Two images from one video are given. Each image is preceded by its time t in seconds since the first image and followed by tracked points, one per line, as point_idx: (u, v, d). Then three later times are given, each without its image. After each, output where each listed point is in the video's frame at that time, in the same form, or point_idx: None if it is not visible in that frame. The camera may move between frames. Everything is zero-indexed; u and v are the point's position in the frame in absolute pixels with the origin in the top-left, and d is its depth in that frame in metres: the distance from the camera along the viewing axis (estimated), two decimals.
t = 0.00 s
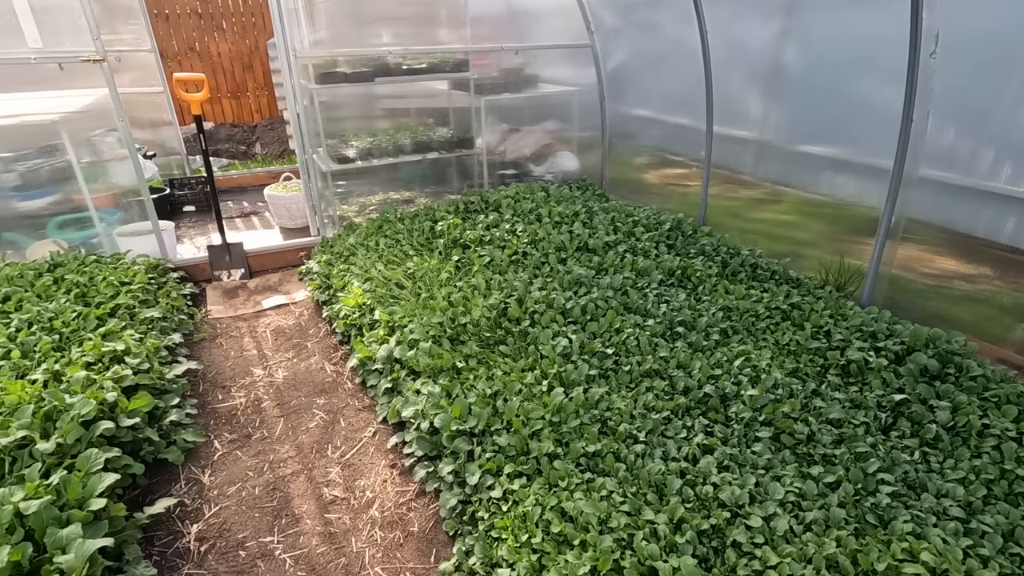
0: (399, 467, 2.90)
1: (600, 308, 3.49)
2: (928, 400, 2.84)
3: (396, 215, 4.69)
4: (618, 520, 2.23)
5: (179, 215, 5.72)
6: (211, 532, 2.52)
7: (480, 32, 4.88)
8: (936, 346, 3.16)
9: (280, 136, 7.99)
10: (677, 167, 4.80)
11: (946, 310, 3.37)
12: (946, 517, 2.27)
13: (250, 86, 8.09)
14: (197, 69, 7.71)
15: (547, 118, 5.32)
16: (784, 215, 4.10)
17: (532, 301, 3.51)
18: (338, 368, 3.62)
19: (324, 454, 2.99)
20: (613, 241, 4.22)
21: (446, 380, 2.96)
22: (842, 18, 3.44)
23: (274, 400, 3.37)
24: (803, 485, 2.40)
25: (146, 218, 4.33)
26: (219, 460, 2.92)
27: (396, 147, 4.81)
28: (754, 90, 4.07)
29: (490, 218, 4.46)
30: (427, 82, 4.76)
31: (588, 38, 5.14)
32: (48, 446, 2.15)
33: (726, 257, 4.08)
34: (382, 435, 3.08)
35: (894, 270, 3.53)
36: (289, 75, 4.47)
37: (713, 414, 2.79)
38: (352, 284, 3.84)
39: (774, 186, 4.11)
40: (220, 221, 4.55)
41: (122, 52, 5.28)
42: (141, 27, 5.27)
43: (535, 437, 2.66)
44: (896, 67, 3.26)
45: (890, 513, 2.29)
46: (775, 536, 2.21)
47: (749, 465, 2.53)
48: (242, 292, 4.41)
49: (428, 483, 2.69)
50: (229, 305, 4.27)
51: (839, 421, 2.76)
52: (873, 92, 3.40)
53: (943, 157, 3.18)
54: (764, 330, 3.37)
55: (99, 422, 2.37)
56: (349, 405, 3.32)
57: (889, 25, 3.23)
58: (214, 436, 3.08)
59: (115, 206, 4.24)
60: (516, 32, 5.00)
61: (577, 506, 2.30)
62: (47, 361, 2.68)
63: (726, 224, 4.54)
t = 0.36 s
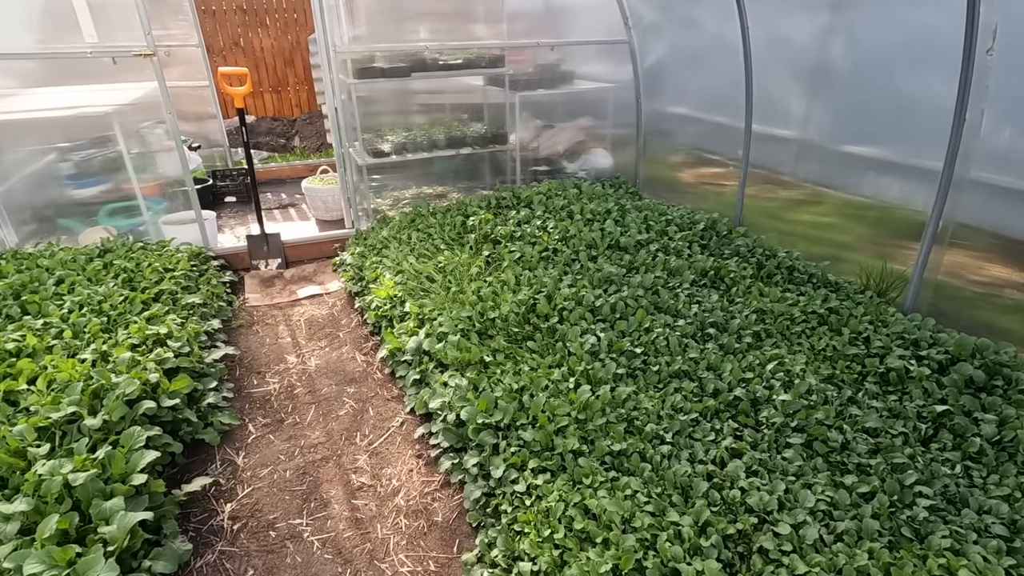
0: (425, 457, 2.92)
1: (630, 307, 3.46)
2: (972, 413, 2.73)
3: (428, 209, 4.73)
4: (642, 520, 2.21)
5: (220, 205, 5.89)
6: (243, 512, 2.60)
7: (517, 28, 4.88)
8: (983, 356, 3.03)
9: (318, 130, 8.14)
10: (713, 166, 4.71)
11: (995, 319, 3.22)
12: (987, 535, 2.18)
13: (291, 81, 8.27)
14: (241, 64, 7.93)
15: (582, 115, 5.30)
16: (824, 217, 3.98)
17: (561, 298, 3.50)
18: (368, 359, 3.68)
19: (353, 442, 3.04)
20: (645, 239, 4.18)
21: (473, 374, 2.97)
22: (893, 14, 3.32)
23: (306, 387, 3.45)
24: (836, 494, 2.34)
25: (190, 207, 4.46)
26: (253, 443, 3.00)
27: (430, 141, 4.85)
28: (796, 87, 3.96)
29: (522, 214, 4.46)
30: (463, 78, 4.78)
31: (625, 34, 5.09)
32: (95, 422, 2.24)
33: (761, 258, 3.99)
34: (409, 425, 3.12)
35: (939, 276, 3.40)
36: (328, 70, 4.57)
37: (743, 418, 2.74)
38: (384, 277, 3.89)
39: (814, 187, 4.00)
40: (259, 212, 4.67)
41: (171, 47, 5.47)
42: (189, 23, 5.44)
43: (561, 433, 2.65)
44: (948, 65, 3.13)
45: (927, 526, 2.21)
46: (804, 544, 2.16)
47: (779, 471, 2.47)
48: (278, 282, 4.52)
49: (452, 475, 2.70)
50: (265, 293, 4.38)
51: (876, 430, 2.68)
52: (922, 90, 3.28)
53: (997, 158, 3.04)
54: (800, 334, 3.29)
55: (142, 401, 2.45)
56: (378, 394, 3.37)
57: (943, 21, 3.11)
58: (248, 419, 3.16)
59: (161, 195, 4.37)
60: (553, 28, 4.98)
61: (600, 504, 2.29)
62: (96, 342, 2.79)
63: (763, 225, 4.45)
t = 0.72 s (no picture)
0: (446, 450, 2.95)
1: (654, 306, 3.43)
2: (1009, 424, 2.64)
3: (454, 206, 4.77)
4: (661, 521, 2.20)
5: (253, 199, 6.02)
6: (269, 497, 2.67)
7: (547, 25, 4.86)
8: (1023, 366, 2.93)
9: (349, 126, 8.25)
10: (744, 166, 4.64)
11: None
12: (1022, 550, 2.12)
13: (323, 78, 8.40)
14: (275, 60, 8.08)
15: (610, 113, 5.27)
16: (859, 219, 3.89)
17: (585, 296, 3.49)
18: (392, 351, 3.72)
19: (376, 432, 3.08)
20: (672, 239, 4.14)
21: (495, 369, 2.99)
22: (935, 11, 3.22)
23: (332, 377, 3.51)
24: (862, 502, 2.29)
25: (224, 200, 4.56)
26: (280, 430, 3.07)
27: (457, 138, 4.88)
28: (833, 86, 3.87)
29: (547, 211, 4.46)
30: (491, 75, 4.80)
31: (656, 32, 5.05)
32: (130, 405, 2.31)
33: (791, 260, 3.92)
34: (431, 418, 3.15)
35: (978, 282, 3.29)
36: (360, 66, 4.66)
37: (768, 421, 2.70)
38: (409, 271, 3.93)
39: (848, 188, 3.91)
40: (290, 206, 4.76)
41: (208, 43, 5.60)
42: (226, 20, 5.56)
43: (581, 431, 2.64)
44: (993, 64, 3.03)
45: (959, 539, 2.15)
46: (828, 551, 2.12)
47: (804, 476, 2.43)
48: (306, 274, 4.61)
49: (472, 468, 2.72)
50: (294, 285, 4.47)
51: (907, 439, 2.61)
52: (965, 90, 3.18)
53: None
54: (829, 338, 3.22)
55: (175, 386, 2.53)
56: (402, 387, 3.41)
57: (989, 18, 3.01)
58: (275, 407, 3.24)
59: (196, 188, 4.47)
60: (583, 26, 4.96)
61: (620, 503, 2.28)
62: (133, 328, 2.88)
63: (793, 226, 4.37)
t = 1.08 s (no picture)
0: (455, 448, 2.96)
1: (666, 307, 3.42)
2: None
3: (468, 204, 4.79)
4: (669, 523, 2.18)
5: (270, 196, 6.10)
6: (281, 490, 2.70)
7: (563, 25, 4.86)
8: None
9: (365, 125, 8.31)
10: (761, 167, 4.60)
11: None
12: None
13: (340, 77, 8.47)
14: (294, 59, 8.17)
15: (625, 113, 5.25)
16: (877, 221, 3.83)
17: (596, 296, 3.48)
18: (404, 349, 3.74)
19: (386, 429, 3.10)
20: (685, 240, 4.12)
21: (505, 367, 2.99)
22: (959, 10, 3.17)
23: (344, 373, 3.54)
24: (875, 508, 2.26)
25: (241, 197, 4.62)
26: (292, 425, 3.11)
27: (471, 137, 4.90)
28: (852, 87, 3.82)
29: (560, 211, 4.46)
30: (507, 74, 4.81)
31: (673, 31, 5.02)
32: (147, 396, 2.36)
33: (807, 263, 3.88)
34: (441, 415, 3.16)
35: (999, 287, 3.23)
36: (376, 66, 4.66)
37: (780, 425, 2.67)
38: (422, 269, 3.96)
39: (867, 190, 3.85)
40: (306, 203, 4.81)
41: (228, 42, 5.68)
42: (246, 20, 5.63)
43: (590, 431, 2.64)
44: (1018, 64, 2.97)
45: (974, 548, 2.11)
46: (839, 557, 2.10)
47: (816, 481, 2.40)
48: (321, 271, 4.66)
49: (481, 466, 2.74)
50: (309, 282, 4.52)
51: (923, 445, 2.57)
52: (989, 91, 3.12)
53: None
54: (844, 342, 3.18)
55: (191, 379, 2.57)
56: (413, 384, 3.43)
57: (1015, 17, 2.95)
58: (288, 402, 3.28)
59: (215, 184, 4.54)
60: (599, 26, 4.95)
61: (628, 504, 2.27)
62: (151, 321, 2.94)
63: (810, 228, 4.32)
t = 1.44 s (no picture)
0: (462, 446, 2.98)
1: (674, 308, 3.40)
2: None
3: (477, 204, 4.80)
4: (674, 524, 2.18)
5: (281, 194, 6.15)
6: (289, 485, 2.74)
7: (574, 24, 4.85)
8: None
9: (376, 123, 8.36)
10: (772, 168, 4.56)
11: None
12: None
13: (352, 75, 8.51)
14: (307, 58, 8.24)
15: (635, 113, 5.24)
16: (891, 223, 3.79)
17: (605, 296, 3.47)
18: (413, 346, 3.77)
19: (394, 426, 3.12)
20: (695, 241, 4.10)
21: (512, 367, 3.00)
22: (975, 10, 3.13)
23: (353, 370, 3.57)
24: (883, 513, 2.25)
25: (253, 194, 4.65)
26: (301, 420, 3.15)
27: (482, 136, 4.92)
28: (865, 87, 3.78)
29: (570, 211, 4.46)
30: (518, 74, 4.82)
31: (684, 30, 5.00)
32: (160, 390, 2.39)
33: (818, 265, 3.85)
34: (448, 413, 3.18)
35: (1014, 291, 3.20)
36: (387, 65, 4.68)
37: (788, 428, 2.66)
38: (431, 268, 3.97)
39: (880, 192, 3.81)
40: (317, 201, 4.85)
41: (242, 41, 5.73)
42: (260, 19, 5.69)
43: (597, 431, 2.64)
44: None
45: (983, 555, 2.09)
46: (845, 561, 2.08)
47: (823, 485, 2.39)
48: (331, 269, 4.70)
49: (487, 464, 2.75)
50: (319, 279, 4.56)
51: (933, 450, 2.55)
52: (1005, 91, 3.07)
53: None
54: (854, 346, 3.16)
55: (202, 374, 2.61)
56: (421, 381, 3.45)
57: None
58: (297, 398, 3.31)
59: (228, 182, 4.59)
60: (611, 24, 4.94)
61: (633, 504, 2.27)
62: (164, 317, 2.98)
63: (822, 230, 4.29)
